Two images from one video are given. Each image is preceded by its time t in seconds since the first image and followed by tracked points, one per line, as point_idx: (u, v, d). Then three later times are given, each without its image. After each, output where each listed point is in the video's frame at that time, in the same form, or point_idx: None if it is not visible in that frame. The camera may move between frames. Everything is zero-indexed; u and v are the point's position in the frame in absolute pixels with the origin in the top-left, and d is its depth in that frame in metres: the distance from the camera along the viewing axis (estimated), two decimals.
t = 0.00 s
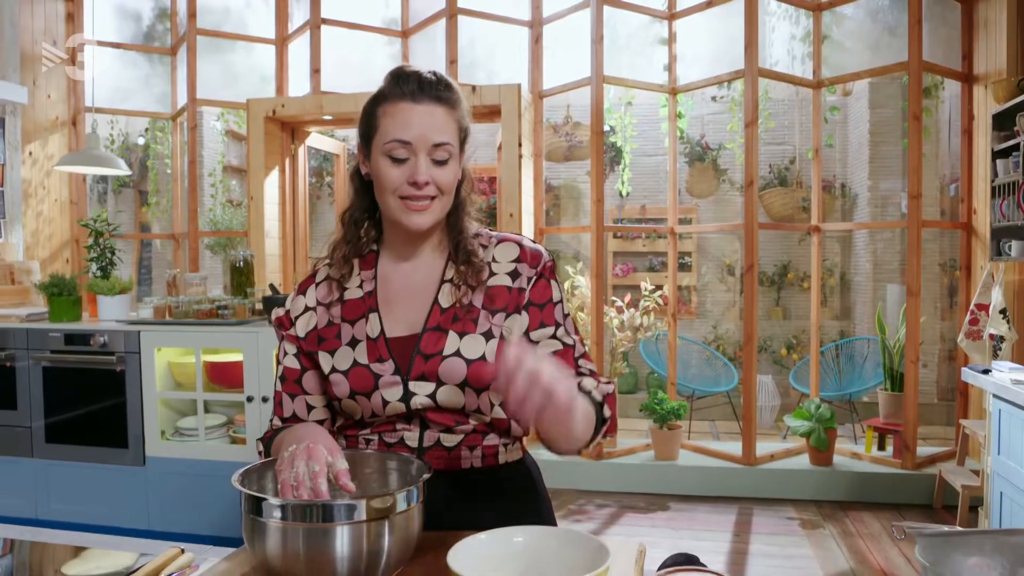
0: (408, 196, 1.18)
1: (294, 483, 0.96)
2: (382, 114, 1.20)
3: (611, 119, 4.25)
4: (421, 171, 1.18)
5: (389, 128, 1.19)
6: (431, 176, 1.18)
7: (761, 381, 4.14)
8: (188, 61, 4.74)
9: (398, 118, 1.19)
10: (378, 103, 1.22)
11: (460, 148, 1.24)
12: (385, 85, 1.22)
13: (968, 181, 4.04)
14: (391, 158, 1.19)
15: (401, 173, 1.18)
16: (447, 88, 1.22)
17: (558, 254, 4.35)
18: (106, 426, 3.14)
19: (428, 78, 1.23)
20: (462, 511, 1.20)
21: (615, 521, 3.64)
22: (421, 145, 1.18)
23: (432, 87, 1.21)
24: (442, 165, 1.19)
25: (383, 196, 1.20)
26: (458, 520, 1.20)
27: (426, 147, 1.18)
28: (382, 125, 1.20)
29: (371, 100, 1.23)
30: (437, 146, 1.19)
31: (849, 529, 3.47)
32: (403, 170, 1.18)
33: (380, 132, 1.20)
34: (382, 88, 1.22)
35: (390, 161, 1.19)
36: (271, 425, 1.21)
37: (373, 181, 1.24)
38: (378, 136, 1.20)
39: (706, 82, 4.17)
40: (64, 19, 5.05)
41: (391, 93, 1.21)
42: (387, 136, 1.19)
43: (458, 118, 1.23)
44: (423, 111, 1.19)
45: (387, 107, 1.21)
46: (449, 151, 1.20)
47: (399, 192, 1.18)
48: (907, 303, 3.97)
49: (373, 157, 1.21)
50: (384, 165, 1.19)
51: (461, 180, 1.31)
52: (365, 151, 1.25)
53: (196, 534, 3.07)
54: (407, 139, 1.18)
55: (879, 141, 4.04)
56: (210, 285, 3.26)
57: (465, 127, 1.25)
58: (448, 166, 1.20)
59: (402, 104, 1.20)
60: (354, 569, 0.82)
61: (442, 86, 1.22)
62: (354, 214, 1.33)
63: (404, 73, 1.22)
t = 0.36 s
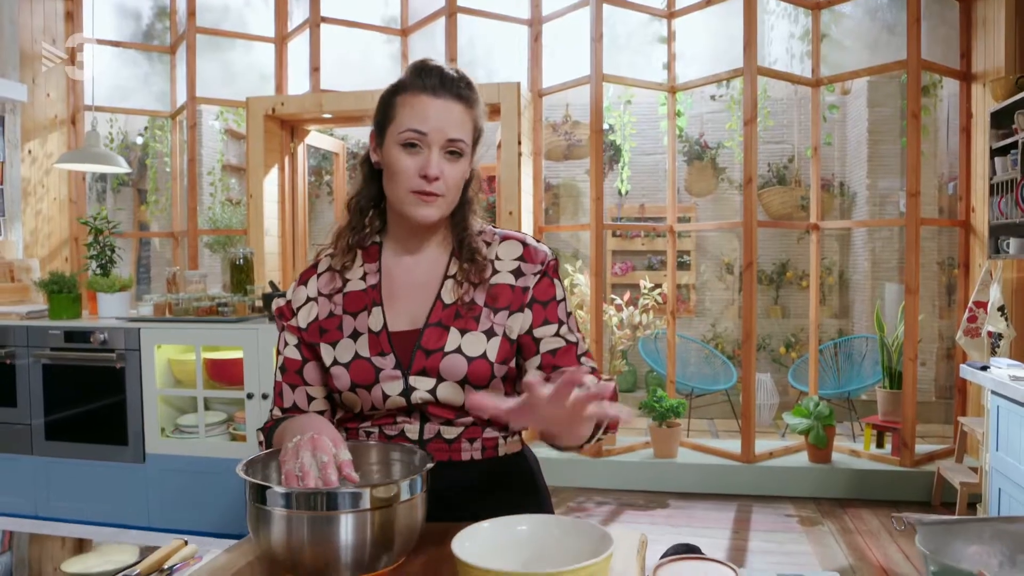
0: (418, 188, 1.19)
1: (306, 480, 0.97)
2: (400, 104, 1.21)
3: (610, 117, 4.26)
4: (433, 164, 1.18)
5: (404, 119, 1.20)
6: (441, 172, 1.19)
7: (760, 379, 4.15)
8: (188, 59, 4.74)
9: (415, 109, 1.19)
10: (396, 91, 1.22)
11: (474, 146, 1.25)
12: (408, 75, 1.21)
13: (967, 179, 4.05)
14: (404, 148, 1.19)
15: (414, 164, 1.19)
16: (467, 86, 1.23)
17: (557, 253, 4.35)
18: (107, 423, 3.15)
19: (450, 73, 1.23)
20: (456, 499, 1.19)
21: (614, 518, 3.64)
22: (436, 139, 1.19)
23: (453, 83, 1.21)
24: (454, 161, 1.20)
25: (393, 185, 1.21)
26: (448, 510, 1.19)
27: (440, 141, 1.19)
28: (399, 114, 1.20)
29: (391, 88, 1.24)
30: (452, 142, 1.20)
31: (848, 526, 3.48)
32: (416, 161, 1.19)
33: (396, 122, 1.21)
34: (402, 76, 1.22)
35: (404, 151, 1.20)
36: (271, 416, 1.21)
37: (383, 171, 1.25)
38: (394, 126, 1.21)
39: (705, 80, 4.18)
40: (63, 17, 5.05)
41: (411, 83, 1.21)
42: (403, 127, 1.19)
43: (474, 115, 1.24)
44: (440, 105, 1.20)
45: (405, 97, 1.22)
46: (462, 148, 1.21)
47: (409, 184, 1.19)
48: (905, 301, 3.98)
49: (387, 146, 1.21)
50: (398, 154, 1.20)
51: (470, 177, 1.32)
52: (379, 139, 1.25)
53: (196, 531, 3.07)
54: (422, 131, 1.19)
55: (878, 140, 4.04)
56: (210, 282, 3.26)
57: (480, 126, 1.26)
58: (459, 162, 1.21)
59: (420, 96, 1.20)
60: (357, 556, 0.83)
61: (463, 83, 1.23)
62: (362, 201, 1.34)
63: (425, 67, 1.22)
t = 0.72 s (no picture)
0: (427, 201, 1.19)
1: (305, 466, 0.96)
2: (409, 112, 1.20)
3: (605, 116, 4.27)
4: (443, 177, 1.18)
5: (414, 130, 1.19)
6: (450, 184, 1.19)
7: (754, 377, 4.17)
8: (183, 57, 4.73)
9: (423, 119, 1.19)
10: (404, 96, 1.21)
11: (482, 151, 1.25)
12: (416, 79, 1.21)
13: (959, 179, 4.08)
14: (414, 159, 1.20)
15: (424, 175, 1.20)
16: (477, 92, 1.22)
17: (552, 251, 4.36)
18: (102, 422, 3.14)
19: (458, 79, 1.22)
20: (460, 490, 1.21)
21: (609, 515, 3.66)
22: (445, 150, 1.19)
23: (462, 92, 1.21)
24: (462, 171, 1.21)
25: (403, 196, 1.21)
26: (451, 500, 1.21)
27: (450, 153, 1.19)
28: (408, 123, 1.20)
29: (398, 90, 1.22)
30: (460, 153, 1.20)
31: (841, 522, 3.50)
32: (425, 172, 1.20)
33: (404, 131, 1.20)
34: (411, 81, 1.21)
35: (413, 160, 1.20)
36: (272, 407, 1.22)
37: (391, 177, 1.25)
38: (402, 135, 1.20)
39: (700, 79, 4.20)
40: (57, 15, 5.04)
41: (420, 89, 1.20)
42: (412, 139, 1.19)
43: (483, 121, 1.23)
44: (449, 115, 1.19)
45: (413, 103, 1.21)
46: (471, 158, 1.21)
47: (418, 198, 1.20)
48: (898, 299, 4.00)
49: (395, 155, 1.21)
50: (407, 164, 1.20)
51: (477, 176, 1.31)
52: (385, 144, 1.25)
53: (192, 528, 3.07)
54: (431, 143, 1.19)
55: (871, 139, 4.07)
56: (205, 280, 3.26)
57: (488, 131, 1.25)
58: (467, 173, 1.21)
59: (429, 105, 1.19)
60: (360, 545, 0.84)
61: (472, 90, 1.22)
62: (366, 200, 1.33)
63: (434, 71, 1.22)
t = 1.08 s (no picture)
0: (432, 182, 1.20)
1: (316, 444, 0.99)
2: (415, 98, 1.22)
3: (600, 116, 4.28)
4: (448, 158, 1.20)
5: (421, 114, 1.21)
6: (456, 166, 1.20)
7: (748, 376, 4.19)
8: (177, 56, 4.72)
9: (430, 102, 1.21)
10: (412, 85, 1.23)
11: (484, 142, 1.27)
12: (423, 68, 1.23)
13: (952, 178, 4.11)
14: (420, 143, 1.21)
15: (429, 158, 1.20)
16: (481, 83, 1.25)
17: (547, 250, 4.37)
18: (98, 420, 3.14)
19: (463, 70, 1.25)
20: (461, 488, 1.23)
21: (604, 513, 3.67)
22: (451, 134, 1.20)
23: (466, 80, 1.23)
24: (467, 156, 1.22)
25: (406, 179, 1.22)
26: (451, 496, 1.24)
27: (455, 137, 1.21)
28: (415, 109, 1.22)
29: (405, 81, 1.25)
30: (466, 137, 1.21)
31: (835, 519, 3.53)
32: (430, 155, 1.20)
33: (411, 116, 1.22)
34: (419, 70, 1.24)
35: (418, 144, 1.21)
36: (277, 402, 1.22)
37: (395, 165, 1.26)
38: (408, 121, 1.22)
39: (694, 79, 4.22)
40: (52, 14, 5.01)
41: (427, 78, 1.22)
42: (418, 122, 1.20)
43: (487, 112, 1.25)
44: (454, 100, 1.21)
45: (420, 90, 1.23)
46: (475, 143, 1.23)
47: (422, 179, 1.20)
48: (891, 297, 4.03)
49: (401, 139, 1.23)
50: (412, 147, 1.21)
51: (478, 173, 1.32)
52: (390, 132, 1.26)
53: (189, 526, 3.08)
54: (437, 126, 1.20)
55: (864, 139, 4.09)
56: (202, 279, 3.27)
57: (491, 123, 1.27)
58: (472, 157, 1.22)
59: (435, 90, 1.21)
60: (366, 535, 0.85)
61: (477, 79, 1.24)
62: (370, 196, 1.34)
63: (441, 61, 1.24)
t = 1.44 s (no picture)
0: (437, 180, 1.22)
1: (326, 427, 0.98)
2: (418, 98, 1.23)
3: (594, 115, 4.29)
4: (453, 156, 1.21)
5: (423, 114, 1.22)
6: (462, 164, 1.22)
7: (741, 374, 4.20)
8: (171, 54, 4.71)
9: (432, 103, 1.22)
10: (413, 84, 1.24)
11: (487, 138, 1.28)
12: (422, 67, 1.24)
13: (942, 178, 4.16)
14: (424, 142, 1.22)
15: (434, 157, 1.22)
16: (481, 80, 1.26)
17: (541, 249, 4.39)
18: (92, 418, 3.14)
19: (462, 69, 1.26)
20: (462, 479, 1.22)
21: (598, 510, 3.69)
22: (455, 133, 1.22)
23: (466, 78, 1.24)
24: (471, 153, 1.24)
25: (413, 178, 1.23)
26: (450, 489, 1.23)
27: (459, 135, 1.22)
28: (417, 109, 1.23)
29: (405, 80, 1.26)
30: (469, 135, 1.23)
31: (827, 515, 3.55)
32: (435, 154, 1.22)
33: (413, 116, 1.23)
34: (418, 69, 1.24)
35: (422, 143, 1.22)
36: (277, 391, 1.24)
37: (399, 162, 1.27)
38: (412, 120, 1.23)
39: (687, 78, 4.24)
40: (45, 11, 4.95)
41: (428, 77, 1.23)
42: (423, 122, 1.22)
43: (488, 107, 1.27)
44: (456, 99, 1.22)
45: (421, 89, 1.24)
46: (478, 139, 1.24)
47: (430, 178, 1.22)
48: (883, 296, 4.06)
49: (404, 139, 1.24)
50: (416, 147, 1.22)
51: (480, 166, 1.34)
52: (393, 132, 1.27)
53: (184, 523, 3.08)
54: (442, 125, 1.21)
55: (856, 138, 4.13)
56: (196, 277, 3.27)
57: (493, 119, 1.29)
58: (475, 154, 1.24)
59: (436, 90, 1.22)
60: (369, 526, 0.86)
61: (476, 76, 1.26)
62: (374, 193, 1.35)
63: (440, 60, 1.25)
